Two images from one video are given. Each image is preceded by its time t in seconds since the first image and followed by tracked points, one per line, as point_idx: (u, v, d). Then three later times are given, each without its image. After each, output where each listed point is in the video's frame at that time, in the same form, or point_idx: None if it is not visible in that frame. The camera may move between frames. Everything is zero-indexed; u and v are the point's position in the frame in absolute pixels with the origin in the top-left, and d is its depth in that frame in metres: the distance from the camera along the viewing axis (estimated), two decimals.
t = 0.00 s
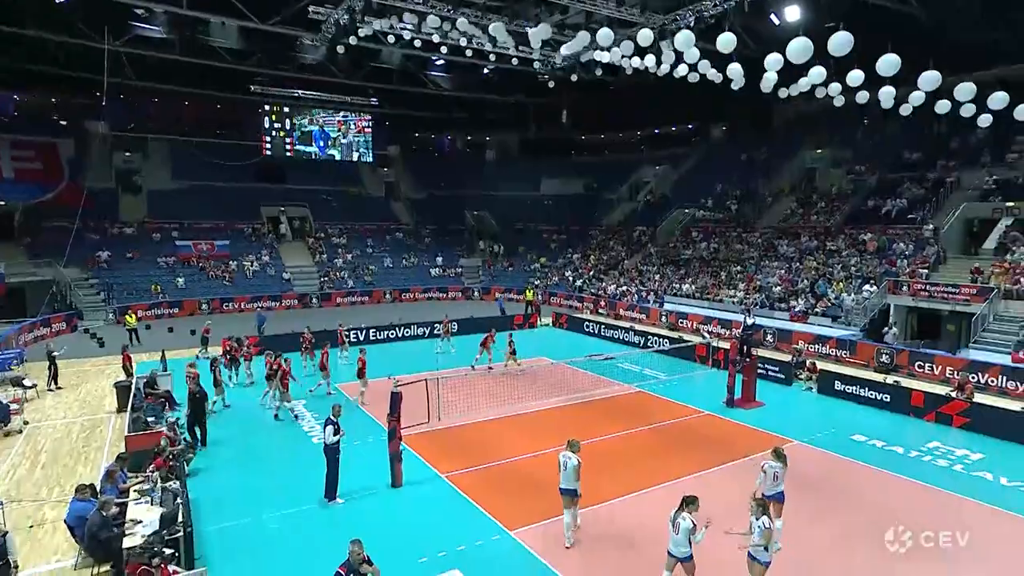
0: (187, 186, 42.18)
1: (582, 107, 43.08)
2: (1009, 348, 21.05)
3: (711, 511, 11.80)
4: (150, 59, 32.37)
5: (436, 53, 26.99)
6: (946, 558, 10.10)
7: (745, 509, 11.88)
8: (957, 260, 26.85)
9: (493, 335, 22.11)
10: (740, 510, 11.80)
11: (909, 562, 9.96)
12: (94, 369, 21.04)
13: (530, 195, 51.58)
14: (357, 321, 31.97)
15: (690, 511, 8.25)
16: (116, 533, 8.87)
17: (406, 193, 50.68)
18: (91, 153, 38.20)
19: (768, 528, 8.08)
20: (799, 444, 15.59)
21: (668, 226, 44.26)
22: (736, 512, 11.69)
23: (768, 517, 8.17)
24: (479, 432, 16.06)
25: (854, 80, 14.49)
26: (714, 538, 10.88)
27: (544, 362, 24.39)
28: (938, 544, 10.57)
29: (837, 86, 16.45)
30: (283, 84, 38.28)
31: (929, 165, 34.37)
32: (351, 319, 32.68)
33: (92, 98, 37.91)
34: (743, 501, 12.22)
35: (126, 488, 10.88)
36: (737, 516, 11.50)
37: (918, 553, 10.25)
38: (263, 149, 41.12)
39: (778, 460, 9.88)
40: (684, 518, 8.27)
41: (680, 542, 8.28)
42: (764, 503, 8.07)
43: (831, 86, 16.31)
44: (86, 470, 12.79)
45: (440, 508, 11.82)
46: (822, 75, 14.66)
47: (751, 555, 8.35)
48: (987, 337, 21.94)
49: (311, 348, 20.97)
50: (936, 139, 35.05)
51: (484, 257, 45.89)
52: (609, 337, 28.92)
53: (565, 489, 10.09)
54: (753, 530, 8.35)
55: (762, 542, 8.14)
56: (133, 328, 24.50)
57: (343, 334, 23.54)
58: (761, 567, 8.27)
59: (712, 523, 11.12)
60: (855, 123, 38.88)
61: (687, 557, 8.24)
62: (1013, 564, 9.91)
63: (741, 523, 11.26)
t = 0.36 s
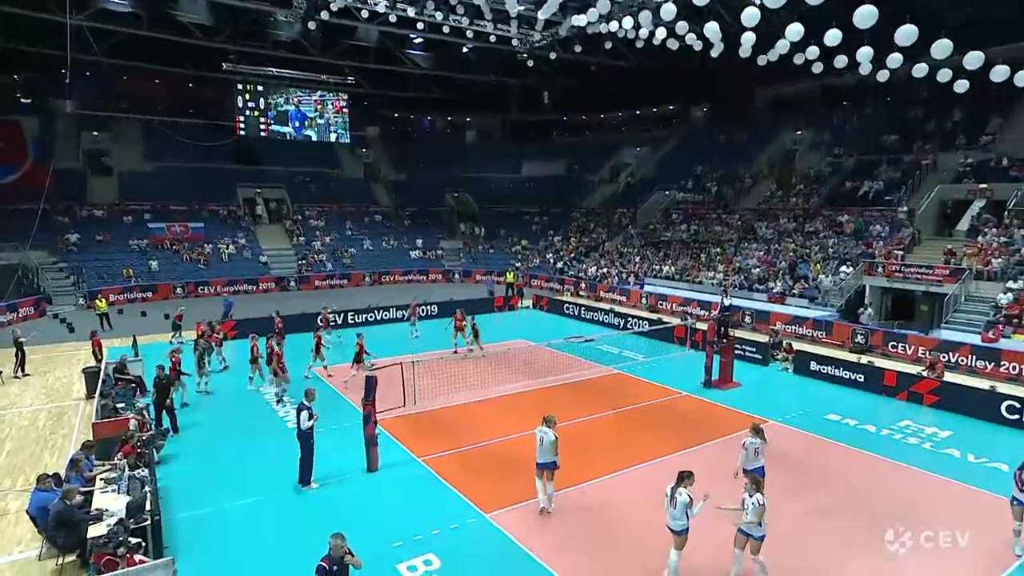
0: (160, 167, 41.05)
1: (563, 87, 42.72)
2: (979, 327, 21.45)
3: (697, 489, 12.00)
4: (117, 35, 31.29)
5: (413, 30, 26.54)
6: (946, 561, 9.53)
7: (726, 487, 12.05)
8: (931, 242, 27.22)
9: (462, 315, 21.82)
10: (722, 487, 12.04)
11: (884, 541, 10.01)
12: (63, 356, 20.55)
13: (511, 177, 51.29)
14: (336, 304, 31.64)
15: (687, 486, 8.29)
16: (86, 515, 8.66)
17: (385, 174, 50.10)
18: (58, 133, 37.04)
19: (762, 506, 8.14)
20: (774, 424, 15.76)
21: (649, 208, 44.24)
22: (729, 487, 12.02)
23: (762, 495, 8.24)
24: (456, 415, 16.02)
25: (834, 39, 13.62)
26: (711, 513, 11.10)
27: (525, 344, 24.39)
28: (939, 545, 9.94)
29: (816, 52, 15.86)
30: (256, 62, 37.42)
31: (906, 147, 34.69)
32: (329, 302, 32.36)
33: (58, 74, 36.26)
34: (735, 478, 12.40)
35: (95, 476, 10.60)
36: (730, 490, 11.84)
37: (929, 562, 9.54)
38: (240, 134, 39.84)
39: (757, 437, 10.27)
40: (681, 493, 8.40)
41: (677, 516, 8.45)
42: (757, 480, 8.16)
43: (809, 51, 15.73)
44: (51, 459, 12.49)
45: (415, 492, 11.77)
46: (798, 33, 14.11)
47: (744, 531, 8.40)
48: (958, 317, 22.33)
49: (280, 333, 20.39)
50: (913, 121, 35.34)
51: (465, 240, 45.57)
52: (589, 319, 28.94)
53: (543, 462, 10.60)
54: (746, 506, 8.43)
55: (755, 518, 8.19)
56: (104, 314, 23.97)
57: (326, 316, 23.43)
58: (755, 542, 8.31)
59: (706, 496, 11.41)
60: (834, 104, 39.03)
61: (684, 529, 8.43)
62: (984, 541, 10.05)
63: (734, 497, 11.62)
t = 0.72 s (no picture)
0: (131, 147, 40.24)
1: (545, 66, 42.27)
2: (953, 308, 21.80)
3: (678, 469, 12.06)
4: (84, 10, 30.28)
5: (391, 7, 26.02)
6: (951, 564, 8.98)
7: (702, 468, 12.12)
8: (909, 223, 27.49)
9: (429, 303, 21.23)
10: (703, 467, 12.13)
11: (859, 520, 10.13)
12: (33, 342, 20.09)
13: (493, 158, 50.91)
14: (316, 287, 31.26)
15: (682, 461, 8.71)
16: (48, 509, 8.47)
17: (365, 155, 49.48)
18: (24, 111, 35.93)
19: (754, 480, 8.71)
20: (751, 404, 15.88)
21: (632, 189, 44.12)
22: (713, 468, 12.14)
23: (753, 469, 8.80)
24: (434, 397, 15.94)
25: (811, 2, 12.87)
26: (694, 492, 11.19)
27: (507, 327, 24.31)
28: (941, 545, 9.39)
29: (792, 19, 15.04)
30: (229, 39, 36.51)
31: (886, 128, 34.82)
32: (310, 284, 32.00)
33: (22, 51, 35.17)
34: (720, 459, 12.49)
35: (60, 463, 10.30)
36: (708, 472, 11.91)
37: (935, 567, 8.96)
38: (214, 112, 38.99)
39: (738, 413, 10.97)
40: (678, 467, 8.72)
41: (672, 490, 8.68)
42: (749, 454, 8.70)
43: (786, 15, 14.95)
44: (19, 446, 12.22)
45: (391, 476, 11.67)
46: None
47: (735, 502, 8.95)
48: (933, 298, 22.67)
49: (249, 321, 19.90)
50: (893, 103, 35.57)
51: (447, 222, 45.17)
52: (571, 301, 28.89)
53: (513, 440, 10.65)
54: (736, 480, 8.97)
55: (748, 490, 8.74)
56: (76, 298, 23.46)
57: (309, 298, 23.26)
58: (746, 513, 8.84)
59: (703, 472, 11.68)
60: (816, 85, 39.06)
61: (679, 504, 8.65)
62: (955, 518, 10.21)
63: (720, 475, 11.77)
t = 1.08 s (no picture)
0: (110, 126, 39.50)
1: (533, 44, 41.67)
2: (938, 288, 21.93)
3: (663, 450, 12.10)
4: None
5: None
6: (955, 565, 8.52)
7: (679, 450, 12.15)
8: (896, 203, 27.57)
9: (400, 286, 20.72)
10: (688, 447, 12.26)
11: (839, 500, 10.21)
12: (12, 325, 19.79)
13: (481, 138, 50.45)
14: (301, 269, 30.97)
15: (680, 435, 8.84)
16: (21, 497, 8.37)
17: (351, 135, 48.87)
18: None
19: (751, 453, 8.78)
20: (736, 384, 15.97)
21: (621, 170, 43.82)
22: (697, 449, 12.20)
23: (751, 443, 8.89)
24: (418, 380, 15.90)
25: None
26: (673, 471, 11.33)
27: (493, 308, 24.22)
28: (926, 532, 9.31)
29: None
30: (210, 17, 35.36)
31: (876, 108, 34.70)
32: (295, 266, 31.71)
33: None
34: (705, 439, 12.56)
35: (36, 448, 10.16)
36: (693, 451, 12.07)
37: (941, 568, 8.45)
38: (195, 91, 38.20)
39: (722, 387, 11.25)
40: (676, 441, 8.89)
41: (671, 463, 8.96)
42: (745, 429, 8.76)
43: None
44: None
45: (373, 459, 11.62)
46: None
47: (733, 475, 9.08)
48: (918, 278, 22.78)
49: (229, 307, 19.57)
50: (882, 82, 35.42)
51: (435, 202, 44.77)
52: (558, 282, 28.80)
53: (486, 417, 10.73)
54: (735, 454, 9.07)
55: (745, 464, 8.84)
56: (56, 281, 23.09)
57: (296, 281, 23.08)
58: (741, 486, 9.03)
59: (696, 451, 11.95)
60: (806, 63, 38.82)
61: (677, 475, 8.98)
62: (934, 497, 10.33)
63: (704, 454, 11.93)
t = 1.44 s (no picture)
0: (95, 106, 38.82)
1: (526, 21, 41.04)
2: (929, 269, 21.95)
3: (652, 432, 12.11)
4: None
5: None
6: (944, 562, 8.25)
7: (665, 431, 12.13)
8: (889, 184, 27.48)
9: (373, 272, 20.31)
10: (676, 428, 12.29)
11: (824, 481, 10.24)
12: None
13: (473, 118, 49.90)
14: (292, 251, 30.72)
15: (682, 409, 9.28)
16: None
17: (342, 115, 48.24)
18: None
19: (752, 428, 9.02)
20: (726, 366, 15.99)
21: (614, 150, 43.41)
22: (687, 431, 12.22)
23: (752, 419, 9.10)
24: (407, 362, 15.84)
25: None
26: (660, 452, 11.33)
27: (484, 290, 24.08)
28: (909, 513, 9.34)
29: None
30: None
31: (870, 88, 34.43)
32: (286, 248, 31.45)
33: None
34: (695, 422, 12.58)
35: (14, 435, 9.97)
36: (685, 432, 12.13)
37: (926, 560, 8.28)
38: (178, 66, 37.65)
39: (712, 368, 11.08)
40: (679, 416, 9.36)
41: (674, 437, 9.40)
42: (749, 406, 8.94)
43: None
44: None
45: (360, 441, 11.60)
46: None
47: (734, 451, 9.35)
48: (909, 259, 22.79)
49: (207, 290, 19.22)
50: (877, 61, 35.16)
51: (427, 183, 44.34)
52: (551, 264, 28.67)
53: (473, 398, 10.69)
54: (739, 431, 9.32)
55: (745, 439, 9.12)
56: (41, 264, 22.81)
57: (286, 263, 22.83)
58: (745, 462, 9.27)
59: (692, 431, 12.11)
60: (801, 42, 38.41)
61: (680, 449, 9.40)
62: (918, 478, 10.42)
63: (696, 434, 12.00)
